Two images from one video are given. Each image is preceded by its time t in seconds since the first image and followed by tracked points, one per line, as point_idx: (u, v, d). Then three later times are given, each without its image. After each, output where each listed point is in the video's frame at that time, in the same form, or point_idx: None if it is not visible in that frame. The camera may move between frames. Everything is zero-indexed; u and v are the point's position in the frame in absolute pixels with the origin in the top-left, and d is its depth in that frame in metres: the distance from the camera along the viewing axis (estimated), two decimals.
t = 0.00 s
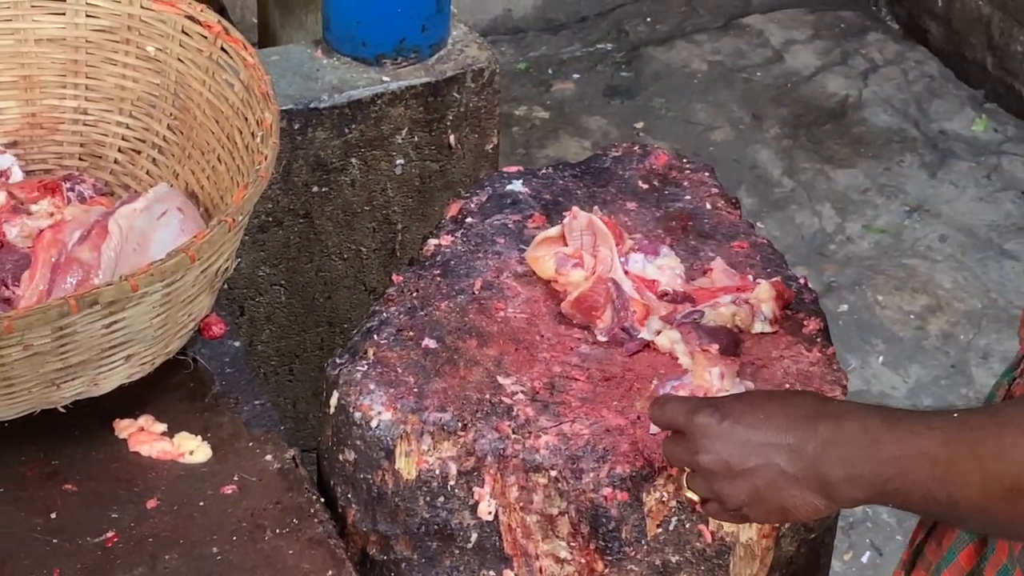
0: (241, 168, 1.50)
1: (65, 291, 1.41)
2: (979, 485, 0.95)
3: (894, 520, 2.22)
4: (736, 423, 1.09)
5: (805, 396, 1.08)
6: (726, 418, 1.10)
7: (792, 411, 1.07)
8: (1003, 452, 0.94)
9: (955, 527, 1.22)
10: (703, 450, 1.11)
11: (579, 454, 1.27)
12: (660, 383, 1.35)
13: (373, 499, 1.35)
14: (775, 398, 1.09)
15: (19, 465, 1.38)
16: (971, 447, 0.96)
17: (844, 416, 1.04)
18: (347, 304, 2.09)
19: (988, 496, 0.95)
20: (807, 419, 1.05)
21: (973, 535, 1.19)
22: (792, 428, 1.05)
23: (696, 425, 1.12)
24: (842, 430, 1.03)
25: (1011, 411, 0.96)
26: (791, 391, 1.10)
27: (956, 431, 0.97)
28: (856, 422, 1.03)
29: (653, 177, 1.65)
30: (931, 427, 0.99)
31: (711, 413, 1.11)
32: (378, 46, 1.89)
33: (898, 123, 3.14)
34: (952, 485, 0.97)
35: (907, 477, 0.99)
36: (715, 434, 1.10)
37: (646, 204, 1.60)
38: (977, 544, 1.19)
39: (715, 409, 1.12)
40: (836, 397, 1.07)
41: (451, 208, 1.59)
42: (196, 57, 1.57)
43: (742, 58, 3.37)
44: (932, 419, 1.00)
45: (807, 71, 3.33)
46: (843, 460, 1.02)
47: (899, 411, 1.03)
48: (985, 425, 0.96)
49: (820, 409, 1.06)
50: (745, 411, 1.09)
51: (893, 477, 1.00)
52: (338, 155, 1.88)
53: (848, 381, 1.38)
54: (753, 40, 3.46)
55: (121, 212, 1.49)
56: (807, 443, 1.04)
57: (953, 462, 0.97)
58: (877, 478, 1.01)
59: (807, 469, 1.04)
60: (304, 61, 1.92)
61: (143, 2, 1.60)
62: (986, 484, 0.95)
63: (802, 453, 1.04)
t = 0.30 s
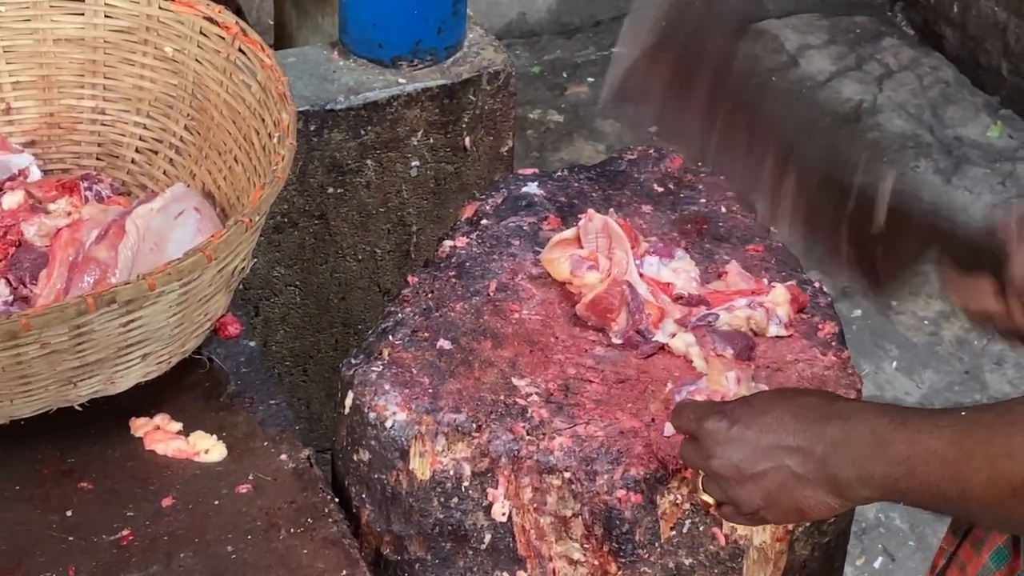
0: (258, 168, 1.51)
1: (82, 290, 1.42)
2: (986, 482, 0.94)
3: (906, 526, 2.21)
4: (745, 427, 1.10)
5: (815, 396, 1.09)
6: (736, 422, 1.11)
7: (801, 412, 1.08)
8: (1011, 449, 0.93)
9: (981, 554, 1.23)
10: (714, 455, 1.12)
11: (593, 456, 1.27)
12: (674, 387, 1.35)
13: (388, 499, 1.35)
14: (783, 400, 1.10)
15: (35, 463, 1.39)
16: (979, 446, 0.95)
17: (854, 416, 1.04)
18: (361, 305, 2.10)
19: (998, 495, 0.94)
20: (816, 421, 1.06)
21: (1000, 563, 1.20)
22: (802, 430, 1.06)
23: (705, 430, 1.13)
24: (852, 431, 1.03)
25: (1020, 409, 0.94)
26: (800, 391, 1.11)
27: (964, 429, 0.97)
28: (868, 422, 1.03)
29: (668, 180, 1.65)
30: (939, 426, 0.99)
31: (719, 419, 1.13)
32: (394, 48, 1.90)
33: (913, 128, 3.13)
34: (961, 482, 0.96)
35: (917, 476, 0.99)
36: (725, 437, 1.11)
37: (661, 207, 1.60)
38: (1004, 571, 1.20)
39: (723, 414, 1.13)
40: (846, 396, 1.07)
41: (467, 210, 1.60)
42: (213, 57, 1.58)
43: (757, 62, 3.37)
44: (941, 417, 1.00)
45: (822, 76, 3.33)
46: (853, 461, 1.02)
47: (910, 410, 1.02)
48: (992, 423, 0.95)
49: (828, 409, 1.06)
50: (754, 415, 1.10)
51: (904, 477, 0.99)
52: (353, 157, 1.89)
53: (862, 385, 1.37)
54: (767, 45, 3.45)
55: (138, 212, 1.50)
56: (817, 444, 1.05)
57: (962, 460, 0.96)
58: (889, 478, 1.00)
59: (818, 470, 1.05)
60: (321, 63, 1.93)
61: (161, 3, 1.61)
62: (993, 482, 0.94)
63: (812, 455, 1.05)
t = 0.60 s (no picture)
0: (273, 170, 1.51)
1: (96, 291, 1.43)
2: None
3: (918, 531, 2.20)
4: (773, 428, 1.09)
5: (846, 407, 1.09)
6: (761, 424, 1.11)
7: (830, 422, 1.07)
8: None
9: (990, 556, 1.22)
10: (733, 454, 1.12)
11: (605, 459, 1.27)
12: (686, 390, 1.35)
13: (400, 501, 1.36)
14: (812, 407, 1.10)
15: (49, 462, 1.40)
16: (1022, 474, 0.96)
17: (888, 434, 1.03)
18: (373, 307, 2.11)
19: None
20: (848, 433, 1.05)
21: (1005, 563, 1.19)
22: (832, 441, 1.05)
23: (727, 427, 1.13)
24: (885, 446, 1.02)
25: None
26: (831, 401, 1.10)
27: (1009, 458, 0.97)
28: (902, 441, 1.02)
29: (681, 184, 1.65)
30: (981, 452, 0.99)
31: (743, 418, 1.12)
32: (408, 51, 1.91)
33: (926, 133, 3.13)
34: (999, 510, 0.96)
35: (953, 500, 0.99)
36: (749, 438, 1.11)
37: (674, 211, 1.60)
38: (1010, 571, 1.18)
39: (748, 414, 1.12)
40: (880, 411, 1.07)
41: (480, 212, 1.60)
42: (229, 59, 1.59)
43: (770, 66, 3.37)
44: (982, 443, 1.00)
45: (836, 80, 3.32)
46: (882, 477, 1.01)
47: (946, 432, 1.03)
48: None
49: (861, 422, 1.06)
50: (781, 419, 1.10)
51: (938, 499, 0.99)
52: (367, 159, 1.90)
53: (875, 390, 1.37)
54: (781, 49, 3.45)
55: (153, 213, 1.51)
56: (846, 456, 1.04)
57: (1004, 488, 0.96)
58: (921, 497, 1.00)
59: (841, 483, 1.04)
60: (335, 65, 1.93)
61: (177, 5, 1.62)
62: None
63: (838, 466, 1.04)
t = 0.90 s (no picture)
0: (283, 168, 1.51)
1: (107, 288, 1.43)
2: (1017, 502, 0.95)
3: (928, 532, 2.20)
4: (772, 436, 1.10)
5: (843, 409, 1.09)
6: (762, 433, 1.11)
7: (828, 424, 1.07)
8: None
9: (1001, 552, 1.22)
10: (737, 465, 1.12)
11: (615, 457, 1.27)
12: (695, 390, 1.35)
13: (409, 498, 1.36)
14: (809, 413, 1.10)
15: (60, 459, 1.40)
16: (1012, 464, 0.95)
17: (883, 432, 1.03)
18: (384, 306, 2.11)
19: None
20: (845, 434, 1.05)
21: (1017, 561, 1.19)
22: (831, 443, 1.06)
23: (729, 439, 1.13)
24: (881, 445, 1.03)
25: None
26: (827, 404, 1.10)
27: (998, 449, 0.96)
28: (896, 439, 1.02)
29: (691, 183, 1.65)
30: (972, 443, 0.99)
31: (744, 428, 1.12)
32: (419, 50, 1.91)
33: (937, 134, 3.12)
34: (992, 501, 0.96)
35: (949, 492, 0.99)
36: (750, 447, 1.11)
37: (684, 210, 1.60)
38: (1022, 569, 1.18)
39: (749, 423, 1.12)
40: (875, 410, 1.07)
41: (490, 211, 1.60)
42: (240, 58, 1.59)
43: (781, 67, 3.36)
44: (974, 434, 0.99)
45: (847, 81, 3.32)
46: (880, 475, 1.02)
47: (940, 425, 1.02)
48: None
49: (855, 423, 1.06)
50: (781, 425, 1.10)
51: (934, 492, 0.99)
52: (377, 158, 1.91)
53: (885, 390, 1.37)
54: (792, 50, 3.44)
55: (164, 211, 1.51)
56: (845, 458, 1.05)
57: (995, 478, 0.96)
58: (918, 493, 1.00)
59: (844, 483, 1.05)
60: (346, 65, 1.94)
61: (188, 4, 1.63)
62: None
63: (839, 468, 1.05)
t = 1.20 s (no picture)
0: (289, 164, 1.52)
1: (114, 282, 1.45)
2: (1020, 495, 0.95)
3: (933, 528, 2.20)
4: (772, 430, 1.10)
5: (842, 401, 1.09)
6: (762, 427, 1.12)
7: (827, 418, 1.08)
8: None
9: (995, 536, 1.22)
10: (739, 458, 1.13)
11: (618, 450, 1.28)
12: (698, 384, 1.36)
13: (414, 491, 1.36)
14: (807, 407, 1.10)
15: (68, 453, 1.41)
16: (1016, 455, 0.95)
17: (883, 424, 1.04)
18: (389, 302, 2.13)
19: None
20: (844, 427, 1.06)
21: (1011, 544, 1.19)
22: (830, 436, 1.06)
23: (730, 434, 1.14)
24: (880, 437, 1.03)
25: None
26: (826, 397, 1.11)
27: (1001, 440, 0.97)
28: (897, 430, 1.03)
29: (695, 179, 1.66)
30: (974, 435, 0.99)
31: (745, 422, 1.13)
32: (424, 47, 1.92)
33: (943, 132, 3.12)
34: (996, 493, 0.96)
35: (952, 484, 0.99)
36: (750, 441, 1.12)
37: (687, 205, 1.61)
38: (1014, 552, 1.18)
39: (750, 418, 1.13)
40: (872, 402, 1.07)
41: (494, 206, 1.61)
42: (246, 54, 1.60)
43: (787, 66, 3.37)
44: (976, 426, 0.99)
45: (852, 80, 3.32)
46: (880, 467, 1.02)
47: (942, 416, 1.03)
48: None
49: (854, 415, 1.06)
50: (781, 418, 1.11)
51: (936, 484, 1.00)
52: (383, 155, 1.91)
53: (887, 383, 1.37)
54: (798, 48, 3.45)
55: (171, 207, 1.52)
56: (844, 450, 1.05)
57: (999, 470, 0.96)
58: (920, 485, 1.01)
59: (844, 475, 1.05)
60: (352, 62, 1.95)
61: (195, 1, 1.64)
62: None
63: (839, 460, 1.05)
